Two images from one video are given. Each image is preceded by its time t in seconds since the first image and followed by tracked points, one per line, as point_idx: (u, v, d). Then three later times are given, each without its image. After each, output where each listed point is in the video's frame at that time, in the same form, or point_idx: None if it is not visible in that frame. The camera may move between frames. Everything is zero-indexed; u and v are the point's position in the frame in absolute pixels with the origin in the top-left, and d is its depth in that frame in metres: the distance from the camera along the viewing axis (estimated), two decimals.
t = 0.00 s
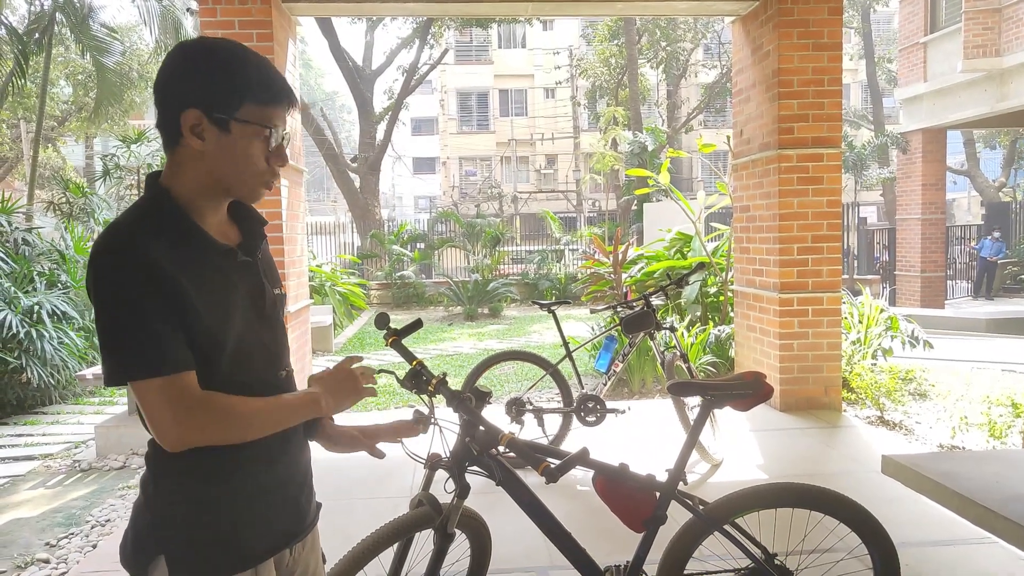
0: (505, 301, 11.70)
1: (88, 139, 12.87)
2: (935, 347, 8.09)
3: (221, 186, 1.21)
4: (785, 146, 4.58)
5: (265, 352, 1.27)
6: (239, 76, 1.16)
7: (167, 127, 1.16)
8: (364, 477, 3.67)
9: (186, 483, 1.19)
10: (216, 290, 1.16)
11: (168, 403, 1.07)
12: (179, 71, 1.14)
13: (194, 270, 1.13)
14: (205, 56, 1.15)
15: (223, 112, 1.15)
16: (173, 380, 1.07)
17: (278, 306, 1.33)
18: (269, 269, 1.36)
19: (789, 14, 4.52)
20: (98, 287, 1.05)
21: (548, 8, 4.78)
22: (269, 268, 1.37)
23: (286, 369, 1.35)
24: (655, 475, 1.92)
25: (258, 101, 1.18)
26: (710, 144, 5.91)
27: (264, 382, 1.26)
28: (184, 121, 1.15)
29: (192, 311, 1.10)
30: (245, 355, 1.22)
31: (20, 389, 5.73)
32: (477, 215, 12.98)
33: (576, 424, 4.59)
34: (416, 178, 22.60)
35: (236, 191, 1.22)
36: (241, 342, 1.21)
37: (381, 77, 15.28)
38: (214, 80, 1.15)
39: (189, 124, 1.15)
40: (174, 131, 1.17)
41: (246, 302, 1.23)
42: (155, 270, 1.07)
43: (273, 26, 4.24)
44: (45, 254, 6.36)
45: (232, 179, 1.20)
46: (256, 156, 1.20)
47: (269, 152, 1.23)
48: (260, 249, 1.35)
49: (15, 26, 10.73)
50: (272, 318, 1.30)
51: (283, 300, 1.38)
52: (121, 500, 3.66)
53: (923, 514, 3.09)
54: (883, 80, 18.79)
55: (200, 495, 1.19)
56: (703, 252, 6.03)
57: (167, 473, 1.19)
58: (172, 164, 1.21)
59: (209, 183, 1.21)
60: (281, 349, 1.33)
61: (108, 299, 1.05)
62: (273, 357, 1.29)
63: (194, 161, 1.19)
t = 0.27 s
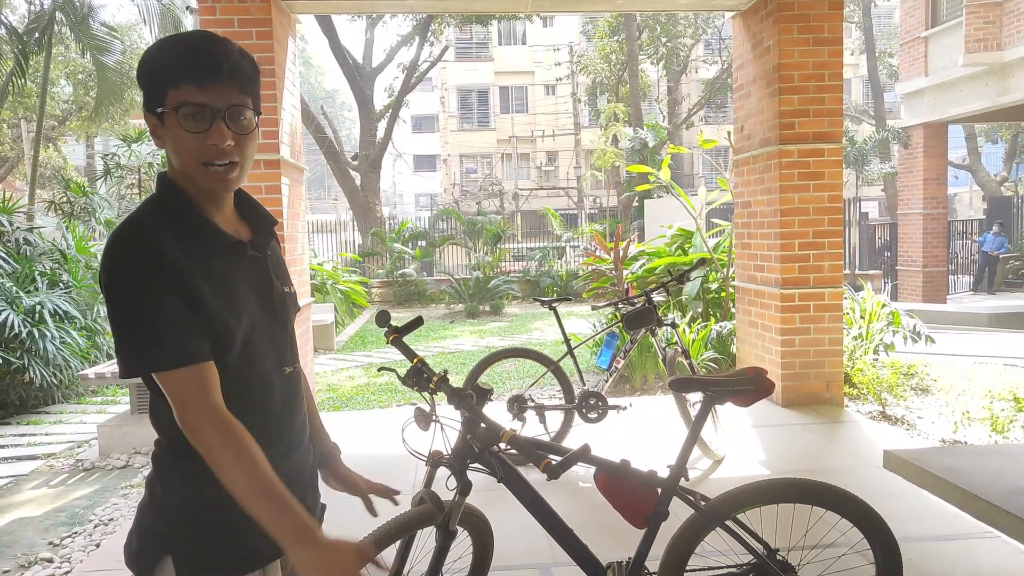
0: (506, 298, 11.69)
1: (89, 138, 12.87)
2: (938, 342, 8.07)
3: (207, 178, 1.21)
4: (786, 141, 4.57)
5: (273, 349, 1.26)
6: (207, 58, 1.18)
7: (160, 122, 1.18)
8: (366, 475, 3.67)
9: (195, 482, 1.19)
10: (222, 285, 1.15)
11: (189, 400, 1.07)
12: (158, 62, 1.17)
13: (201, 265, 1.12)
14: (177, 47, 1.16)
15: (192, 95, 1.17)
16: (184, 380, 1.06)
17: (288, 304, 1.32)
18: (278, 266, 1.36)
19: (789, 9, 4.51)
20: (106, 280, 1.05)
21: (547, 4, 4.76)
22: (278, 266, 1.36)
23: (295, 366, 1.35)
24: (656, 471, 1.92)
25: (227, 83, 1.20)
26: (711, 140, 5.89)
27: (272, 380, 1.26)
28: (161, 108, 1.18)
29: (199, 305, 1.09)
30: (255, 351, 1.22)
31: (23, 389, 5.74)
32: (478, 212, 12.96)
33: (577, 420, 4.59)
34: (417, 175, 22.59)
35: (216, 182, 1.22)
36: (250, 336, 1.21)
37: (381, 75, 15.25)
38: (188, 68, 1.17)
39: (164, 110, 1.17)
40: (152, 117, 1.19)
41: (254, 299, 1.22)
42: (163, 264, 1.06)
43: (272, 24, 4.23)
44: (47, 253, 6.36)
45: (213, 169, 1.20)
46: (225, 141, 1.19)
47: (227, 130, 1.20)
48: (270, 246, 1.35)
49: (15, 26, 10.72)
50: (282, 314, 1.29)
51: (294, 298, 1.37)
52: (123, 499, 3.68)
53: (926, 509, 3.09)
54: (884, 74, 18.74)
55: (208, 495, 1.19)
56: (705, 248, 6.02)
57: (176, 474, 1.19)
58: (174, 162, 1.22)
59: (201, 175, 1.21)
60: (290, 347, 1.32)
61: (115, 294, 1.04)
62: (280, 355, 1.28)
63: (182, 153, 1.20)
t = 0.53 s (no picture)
0: (506, 296, 11.69)
1: (88, 136, 12.86)
2: (937, 339, 8.08)
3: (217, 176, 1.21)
4: (785, 139, 4.57)
5: (275, 349, 1.25)
6: (212, 53, 1.17)
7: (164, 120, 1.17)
8: (366, 473, 3.67)
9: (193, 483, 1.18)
10: (218, 288, 1.14)
11: (106, 420, 1.04)
12: (157, 59, 1.15)
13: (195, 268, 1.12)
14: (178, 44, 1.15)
15: (200, 93, 1.16)
16: (135, 392, 1.05)
17: (293, 305, 1.31)
18: (283, 265, 1.35)
19: (789, 6, 4.50)
20: (96, 279, 1.03)
21: (547, 2, 4.75)
22: (283, 265, 1.36)
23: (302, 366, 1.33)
24: (656, 469, 1.92)
25: (236, 77, 1.20)
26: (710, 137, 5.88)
27: (275, 382, 1.24)
28: (171, 108, 1.16)
29: (186, 309, 1.09)
30: (256, 351, 1.21)
31: (22, 387, 5.73)
32: (478, 210, 12.95)
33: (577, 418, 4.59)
34: (417, 173, 22.57)
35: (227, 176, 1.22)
36: (250, 336, 1.20)
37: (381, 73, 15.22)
38: (193, 64, 1.16)
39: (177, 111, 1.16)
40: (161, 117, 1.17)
41: (255, 300, 1.21)
42: (152, 267, 1.05)
43: (272, 22, 4.22)
44: (46, 251, 6.35)
45: (222, 166, 1.20)
46: (243, 136, 1.20)
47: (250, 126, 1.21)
48: (275, 244, 1.34)
49: (14, 24, 10.71)
50: (285, 315, 1.28)
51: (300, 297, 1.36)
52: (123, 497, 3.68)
53: (925, 507, 3.09)
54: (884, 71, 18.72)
55: (204, 496, 1.18)
56: (704, 245, 6.01)
57: (175, 474, 1.18)
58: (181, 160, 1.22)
59: (207, 172, 1.21)
60: (296, 347, 1.31)
61: (107, 295, 1.03)
62: (284, 354, 1.27)
63: (189, 152, 1.20)
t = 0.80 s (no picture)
0: (506, 295, 11.68)
1: (88, 135, 12.85)
2: (937, 339, 8.07)
3: (242, 189, 1.22)
4: (785, 138, 4.56)
5: (274, 350, 1.25)
6: (268, 76, 1.18)
7: (181, 126, 1.15)
8: (366, 473, 3.67)
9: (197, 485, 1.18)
10: (212, 292, 1.15)
11: (71, 429, 1.05)
12: (190, 64, 1.13)
13: (186, 273, 1.12)
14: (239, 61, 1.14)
15: (258, 118, 1.17)
16: (98, 409, 1.06)
17: (286, 306, 1.31)
18: (276, 267, 1.35)
19: (789, 5, 4.50)
20: (85, 288, 1.04)
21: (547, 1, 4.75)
22: (276, 266, 1.36)
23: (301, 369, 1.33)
24: (656, 468, 1.92)
25: (288, 101, 1.21)
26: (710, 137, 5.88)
27: (274, 385, 1.23)
28: (225, 127, 1.15)
29: (175, 315, 1.10)
30: (257, 354, 1.20)
31: (23, 386, 5.75)
32: (478, 209, 12.95)
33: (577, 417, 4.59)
34: (417, 172, 22.55)
35: (257, 192, 1.23)
36: (251, 338, 1.20)
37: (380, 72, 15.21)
38: (246, 81, 1.15)
39: (232, 131, 1.15)
40: (206, 131, 1.15)
41: (253, 302, 1.21)
42: (140, 275, 1.06)
43: (271, 20, 4.22)
44: (46, 251, 6.35)
45: (255, 183, 1.21)
46: (282, 157, 1.23)
47: (290, 151, 1.26)
48: (269, 247, 1.34)
49: (14, 23, 10.70)
50: (280, 316, 1.28)
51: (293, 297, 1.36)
52: (123, 497, 3.68)
53: (925, 506, 3.10)
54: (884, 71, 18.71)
55: (204, 497, 1.18)
56: (704, 245, 6.02)
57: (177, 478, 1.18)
58: (181, 164, 1.20)
59: (227, 183, 1.20)
60: (292, 348, 1.31)
61: (96, 298, 1.03)
62: (283, 355, 1.27)
63: (217, 165, 1.19)
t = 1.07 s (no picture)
0: (507, 298, 11.68)
1: (90, 137, 12.89)
2: (938, 343, 8.06)
3: (245, 194, 1.22)
4: (787, 141, 4.56)
5: (272, 356, 1.25)
6: (278, 81, 1.18)
7: (187, 127, 1.14)
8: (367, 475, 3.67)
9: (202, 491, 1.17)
10: (222, 296, 1.14)
11: (121, 435, 1.02)
12: (199, 65, 1.13)
13: (195, 277, 1.10)
14: (256, 67, 1.15)
15: (268, 124, 1.17)
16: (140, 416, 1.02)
17: (284, 310, 1.31)
18: (272, 271, 1.35)
19: (791, 9, 4.50)
20: (95, 293, 1.01)
21: (549, 4, 4.75)
22: (271, 270, 1.36)
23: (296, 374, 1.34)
24: (657, 472, 1.92)
25: (298, 109, 1.22)
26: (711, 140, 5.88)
27: (275, 391, 1.24)
28: (236, 132, 1.15)
29: (190, 319, 1.08)
30: (257, 360, 1.20)
31: (24, 388, 5.76)
32: (478, 212, 12.96)
33: (578, 420, 4.59)
34: (418, 175, 22.58)
35: (259, 197, 1.23)
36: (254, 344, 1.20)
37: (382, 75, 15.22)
38: (258, 87, 1.15)
39: (241, 136, 1.15)
40: (217, 134, 1.14)
41: (255, 306, 1.21)
42: (155, 280, 1.03)
43: (273, 23, 4.23)
44: (48, 253, 6.37)
45: (258, 189, 1.21)
46: (286, 164, 1.23)
47: (293, 158, 1.26)
48: (263, 252, 1.34)
49: (17, 25, 10.74)
50: (277, 320, 1.28)
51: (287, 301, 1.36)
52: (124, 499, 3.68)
53: (926, 511, 3.09)
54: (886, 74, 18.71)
55: (211, 502, 1.17)
56: (706, 248, 6.01)
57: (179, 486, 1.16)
58: (182, 165, 1.18)
59: (230, 187, 1.20)
60: (288, 352, 1.31)
61: (107, 304, 1.00)
62: (282, 359, 1.27)
63: (221, 167, 1.18)
